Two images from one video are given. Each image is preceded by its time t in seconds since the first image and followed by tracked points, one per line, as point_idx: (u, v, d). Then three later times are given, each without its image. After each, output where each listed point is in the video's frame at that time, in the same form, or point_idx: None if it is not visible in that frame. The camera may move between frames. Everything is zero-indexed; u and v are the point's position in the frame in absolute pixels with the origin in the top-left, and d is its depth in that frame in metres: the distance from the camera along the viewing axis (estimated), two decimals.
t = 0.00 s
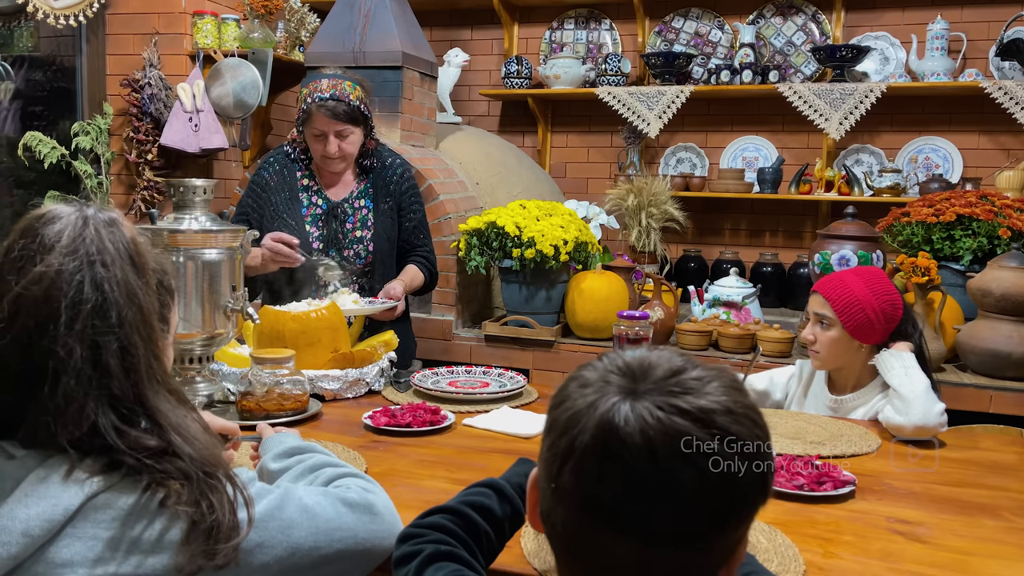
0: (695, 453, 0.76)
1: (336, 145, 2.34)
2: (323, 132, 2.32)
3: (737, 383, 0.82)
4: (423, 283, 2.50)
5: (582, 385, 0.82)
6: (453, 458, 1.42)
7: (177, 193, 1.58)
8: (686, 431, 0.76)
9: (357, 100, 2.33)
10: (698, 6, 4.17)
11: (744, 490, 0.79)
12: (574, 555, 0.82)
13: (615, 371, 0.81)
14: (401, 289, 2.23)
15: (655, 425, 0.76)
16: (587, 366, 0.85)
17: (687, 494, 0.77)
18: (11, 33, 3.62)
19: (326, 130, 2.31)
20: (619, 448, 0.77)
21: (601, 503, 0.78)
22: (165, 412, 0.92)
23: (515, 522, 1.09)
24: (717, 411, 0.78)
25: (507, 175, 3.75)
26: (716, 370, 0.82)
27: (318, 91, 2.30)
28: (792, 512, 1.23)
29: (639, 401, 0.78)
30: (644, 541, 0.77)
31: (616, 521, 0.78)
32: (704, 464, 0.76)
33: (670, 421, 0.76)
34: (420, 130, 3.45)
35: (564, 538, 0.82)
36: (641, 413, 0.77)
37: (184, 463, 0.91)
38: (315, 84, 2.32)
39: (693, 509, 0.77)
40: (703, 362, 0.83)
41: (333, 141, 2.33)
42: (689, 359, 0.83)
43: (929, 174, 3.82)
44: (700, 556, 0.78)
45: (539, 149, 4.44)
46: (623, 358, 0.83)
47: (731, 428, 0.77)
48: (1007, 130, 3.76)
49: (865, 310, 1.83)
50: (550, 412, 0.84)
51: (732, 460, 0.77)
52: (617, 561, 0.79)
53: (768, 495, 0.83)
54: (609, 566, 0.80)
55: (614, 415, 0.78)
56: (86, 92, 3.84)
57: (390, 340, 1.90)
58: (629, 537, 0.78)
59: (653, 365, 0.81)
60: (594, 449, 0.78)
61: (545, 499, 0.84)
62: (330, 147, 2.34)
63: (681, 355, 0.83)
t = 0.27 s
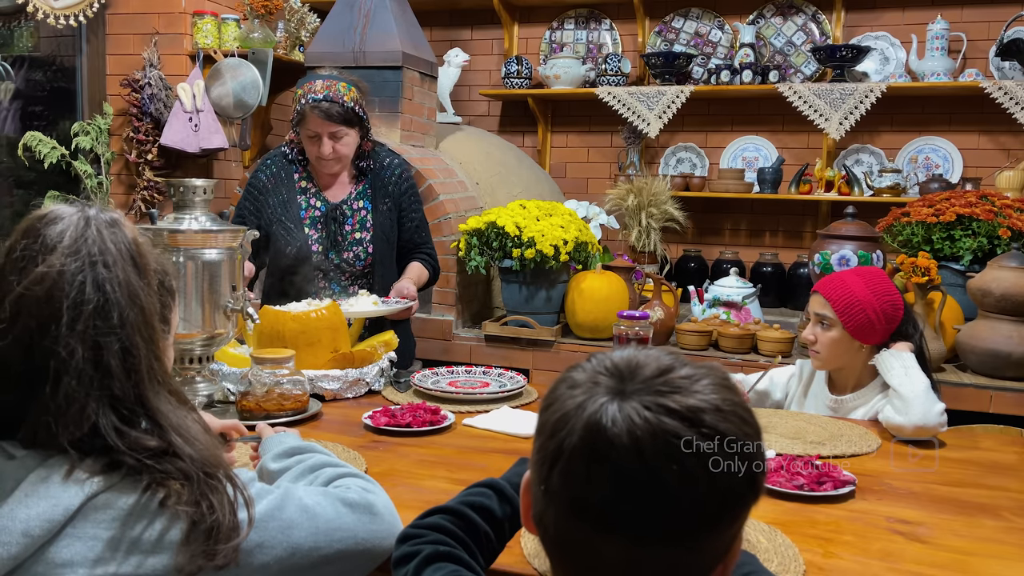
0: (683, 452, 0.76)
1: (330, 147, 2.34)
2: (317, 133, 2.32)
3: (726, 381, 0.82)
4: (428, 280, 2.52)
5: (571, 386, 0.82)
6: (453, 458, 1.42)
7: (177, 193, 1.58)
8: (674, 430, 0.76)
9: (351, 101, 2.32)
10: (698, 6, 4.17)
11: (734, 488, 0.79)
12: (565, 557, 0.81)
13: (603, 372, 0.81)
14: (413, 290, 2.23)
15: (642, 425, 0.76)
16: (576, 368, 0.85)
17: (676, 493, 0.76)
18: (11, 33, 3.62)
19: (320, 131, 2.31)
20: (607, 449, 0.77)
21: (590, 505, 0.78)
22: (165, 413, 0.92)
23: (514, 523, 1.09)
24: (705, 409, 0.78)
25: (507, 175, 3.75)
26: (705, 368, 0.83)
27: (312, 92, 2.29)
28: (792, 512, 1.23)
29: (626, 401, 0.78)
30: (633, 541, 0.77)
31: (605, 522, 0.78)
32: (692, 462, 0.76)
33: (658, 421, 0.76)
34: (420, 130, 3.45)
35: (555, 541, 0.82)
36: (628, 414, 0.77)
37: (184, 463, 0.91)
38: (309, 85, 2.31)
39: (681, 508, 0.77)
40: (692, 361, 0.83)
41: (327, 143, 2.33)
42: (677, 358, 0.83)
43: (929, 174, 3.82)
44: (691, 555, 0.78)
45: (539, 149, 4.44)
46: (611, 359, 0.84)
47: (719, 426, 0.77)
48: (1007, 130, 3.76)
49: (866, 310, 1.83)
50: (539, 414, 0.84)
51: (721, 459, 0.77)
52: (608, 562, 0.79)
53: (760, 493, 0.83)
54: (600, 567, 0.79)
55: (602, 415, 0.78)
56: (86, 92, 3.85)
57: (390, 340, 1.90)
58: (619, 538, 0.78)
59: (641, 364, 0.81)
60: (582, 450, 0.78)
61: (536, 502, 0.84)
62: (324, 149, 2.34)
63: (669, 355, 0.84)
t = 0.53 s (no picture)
0: (681, 451, 0.76)
1: (327, 150, 2.34)
2: (315, 136, 2.32)
3: (726, 380, 0.82)
4: (430, 276, 2.54)
5: (570, 385, 0.82)
6: (453, 458, 1.42)
7: (177, 193, 1.58)
8: (672, 429, 0.76)
9: (348, 103, 2.32)
10: (698, 6, 4.17)
11: (733, 487, 0.79)
12: (564, 556, 0.82)
13: (602, 371, 0.81)
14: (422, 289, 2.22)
15: (640, 424, 0.76)
16: (575, 366, 0.85)
17: (674, 493, 0.76)
18: (11, 33, 3.62)
19: (317, 134, 2.31)
20: (605, 448, 0.77)
21: (588, 504, 0.78)
22: (165, 413, 0.92)
23: (515, 524, 1.09)
24: (704, 409, 0.78)
25: (507, 175, 3.75)
26: (704, 367, 0.83)
27: (307, 95, 2.29)
28: (792, 512, 1.23)
29: (625, 400, 0.78)
30: (632, 540, 0.77)
31: (603, 521, 0.78)
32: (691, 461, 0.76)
33: (656, 420, 0.76)
34: (420, 130, 3.45)
35: (554, 539, 0.82)
36: (627, 413, 0.77)
37: (184, 463, 0.91)
38: (305, 87, 2.31)
39: (680, 507, 0.77)
40: (691, 360, 0.83)
41: (324, 145, 2.33)
42: (676, 358, 0.83)
43: (929, 174, 3.82)
44: (689, 554, 0.78)
45: (539, 149, 4.44)
46: (610, 358, 0.84)
47: (718, 425, 0.77)
48: (1007, 130, 3.76)
49: (867, 310, 1.83)
50: (539, 413, 0.84)
51: (720, 458, 0.77)
52: (607, 561, 0.79)
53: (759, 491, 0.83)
54: (599, 565, 0.79)
55: (600, 414, 0.78)
56: (86, 92, 3.85)
57: (390, 340, 1.90)
58: (618, 537, 0.78)
59: (640, 363, 0.81)
60: (580, 449, 0.78)
61: (536, 500, 0.84)
62: (323, 151, 2.34)
63: (668, 354, 0.84)
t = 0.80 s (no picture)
0: (681, 450, 0.76)
1: (329, 149, 2.34)
2: (316, 135, 2.32)
3: (726, 379, 0.82)
4: (429, 278, 2.53)
5: (571, 383, 0.82)
6: (453, 458, 1.42)
7: (177, 193, 1.58)
8: (673, 427, 0.76)
9: (349, 103, 2.32)
10: (698, 6, 4.17)
11: (732, 486, 0.78)
12: (564, 553, 0.81)
13: (604, 370, 0.82)
14: (418, 287, 2.23)
15: (641, 422, 0.76)
16: (578, 364, 0.85)
17: (674, 490, 0.76)
18: (11, 33, 3.62)
19: (320, 134, 2.31)
20: (605, 445, 0.77)
21: (588, 501, 0.78)
22: (165, 413, 0.92)
23: (508, 525, 1.09)
24: (704, 407, 0.78)
25: (507, 175, 3.75)
26: (705, 366, 0.83)
27: (310, 94, 2.30)
28: (792, 512, 1.24)
29: (626, 398, 0.78)
30: (632, 537, 0.77)
31: (603, 518, 0.78)
32: (690, 459, 0.76)
33: (656, 418, 0.76)
34: (420, 130, 3.45)
35: (554, 536, 0.82)
36: (628, 411, 0.77)
37: (184, 463, 0.91)
38: (307, 87, 2.31)
39: (680, 506, 0.76)
40: (693, 359, 0.83)
41: (327, 145, 2.33)
42: (677, 356, 0.83)
43: (929, 174, 3.82)
44: (688, 552, 0.78)
45: (539, 149, 4.44)
46: (612, 356, 0.84)
47: (718, 424, 0.78)
48: (1007, 130, 3.76)
49: (867, 310, 1.83)
50: (541, 410, 0.84)
51: (720, 456, 0.77)
52: (606, 558, 0.79)
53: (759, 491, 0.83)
54: (599, 563, 0.79)
55: (601, 412, 0.78)
56: (86, 92, 3.84)
57: (391, 340, 1.90)
58: (617, 534, 0.78)
59: (642, 362, 0.81)
60: (581, 446, 0.78)
61: (536, 498, 0.84)
62: (324, 151, 2.33)
63: (669, 353, 0.84)
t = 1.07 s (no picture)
0: (680, 449, 0.76)
1: (333, 148, 2.33)
2: (320, 135, 2.31)
3: (725, 377, 0.82)
4: (428, 279, 2.52)
5: (571, 383, 0.82)
6: (453, 458, 1.42)
7: (177, 193, 1.58)
8: (673, 426, 0.76)
9: (353, 102, 2.33)
10: (698, 6, 4.17)
11: (733, 484, 0.78)
12: (566, 552, 0.82)
13: (603, 370, 0.81)
14: (414, 289, 2.22)
15: (640, 421, 0.76)
16: (578, 364, 0.85)
17: (674, 489, 0.76)
18: (11, 33, 3.62)
19: (323, 133, 2.30)
20: (606, 445, 0.77)
21: (589, 501, 0.78)
22: (165, 413, 0.92)
23: (496, 526, 1.07)
24: (704, 406, 0.78)
25: (507, 175, 3.75)
26: (705, 364, 0.83)
27: (314, 92, 2.29)
28: (792, 512, 1.23)
29: (626, 398, 0.78)
30: (632, 536, 0.77)
31: (604, 518, 0.78)
32: (690, 457, 0.76)
33: (656, 417, 0.76)
34: (420, 130, 3.45)
35: (556, 536, 0.82)
36: (627, 410, 0.77)
37: (184, 463, 0.91)
38: (311, 85, 2.31)
39: (680, 504, 0.76)
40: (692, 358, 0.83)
41: (330, 144, 2.32)
42: (676, 355, 0.83)
43: (929, 174, 3.82)
44: (689, 550, 0.78)
45: (539, 149, 4.44)
46: (611, 356, 0.84)
47: (717, 422, 0.77)
48: (1007, 130, 3.76)
49: (867, 310, 1.83)
50: (541, 411, 0.84)
51: (720, 453, 0.77)
52: (608, 557, 0.79)
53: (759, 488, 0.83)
54: (600, 562, 0.80)
55: (601, 412, 0.78)
56: (86, 93, 3.85)
57: (390, 340, 1.90)
58: (618, 533, 0.78)
59: (642, 361, 0.81)
60: (581, 446, 0.78)
61: (537, 497, 0.84)
62: (328, 150, 2.33)
63: (668, 352, 0.84)
